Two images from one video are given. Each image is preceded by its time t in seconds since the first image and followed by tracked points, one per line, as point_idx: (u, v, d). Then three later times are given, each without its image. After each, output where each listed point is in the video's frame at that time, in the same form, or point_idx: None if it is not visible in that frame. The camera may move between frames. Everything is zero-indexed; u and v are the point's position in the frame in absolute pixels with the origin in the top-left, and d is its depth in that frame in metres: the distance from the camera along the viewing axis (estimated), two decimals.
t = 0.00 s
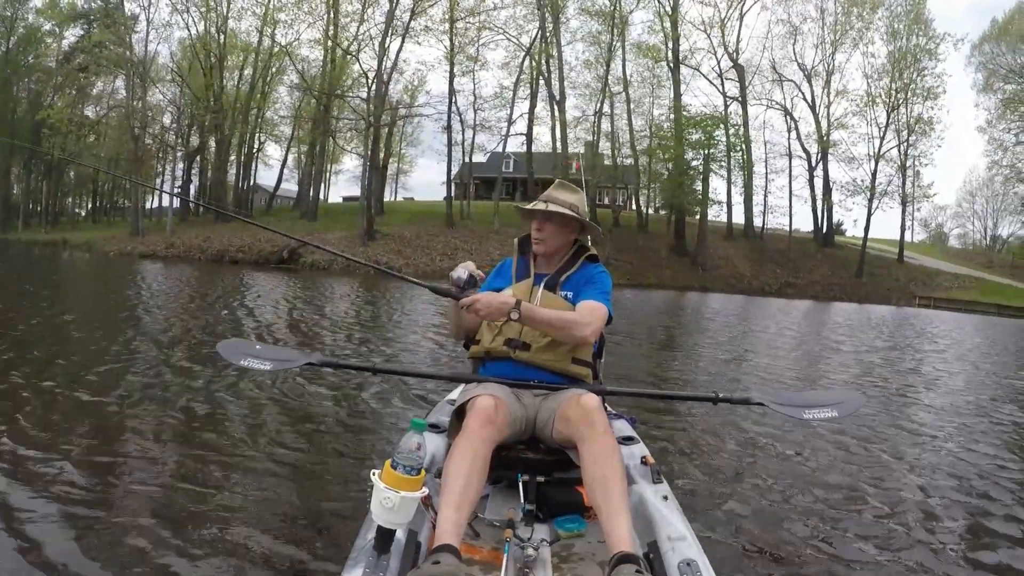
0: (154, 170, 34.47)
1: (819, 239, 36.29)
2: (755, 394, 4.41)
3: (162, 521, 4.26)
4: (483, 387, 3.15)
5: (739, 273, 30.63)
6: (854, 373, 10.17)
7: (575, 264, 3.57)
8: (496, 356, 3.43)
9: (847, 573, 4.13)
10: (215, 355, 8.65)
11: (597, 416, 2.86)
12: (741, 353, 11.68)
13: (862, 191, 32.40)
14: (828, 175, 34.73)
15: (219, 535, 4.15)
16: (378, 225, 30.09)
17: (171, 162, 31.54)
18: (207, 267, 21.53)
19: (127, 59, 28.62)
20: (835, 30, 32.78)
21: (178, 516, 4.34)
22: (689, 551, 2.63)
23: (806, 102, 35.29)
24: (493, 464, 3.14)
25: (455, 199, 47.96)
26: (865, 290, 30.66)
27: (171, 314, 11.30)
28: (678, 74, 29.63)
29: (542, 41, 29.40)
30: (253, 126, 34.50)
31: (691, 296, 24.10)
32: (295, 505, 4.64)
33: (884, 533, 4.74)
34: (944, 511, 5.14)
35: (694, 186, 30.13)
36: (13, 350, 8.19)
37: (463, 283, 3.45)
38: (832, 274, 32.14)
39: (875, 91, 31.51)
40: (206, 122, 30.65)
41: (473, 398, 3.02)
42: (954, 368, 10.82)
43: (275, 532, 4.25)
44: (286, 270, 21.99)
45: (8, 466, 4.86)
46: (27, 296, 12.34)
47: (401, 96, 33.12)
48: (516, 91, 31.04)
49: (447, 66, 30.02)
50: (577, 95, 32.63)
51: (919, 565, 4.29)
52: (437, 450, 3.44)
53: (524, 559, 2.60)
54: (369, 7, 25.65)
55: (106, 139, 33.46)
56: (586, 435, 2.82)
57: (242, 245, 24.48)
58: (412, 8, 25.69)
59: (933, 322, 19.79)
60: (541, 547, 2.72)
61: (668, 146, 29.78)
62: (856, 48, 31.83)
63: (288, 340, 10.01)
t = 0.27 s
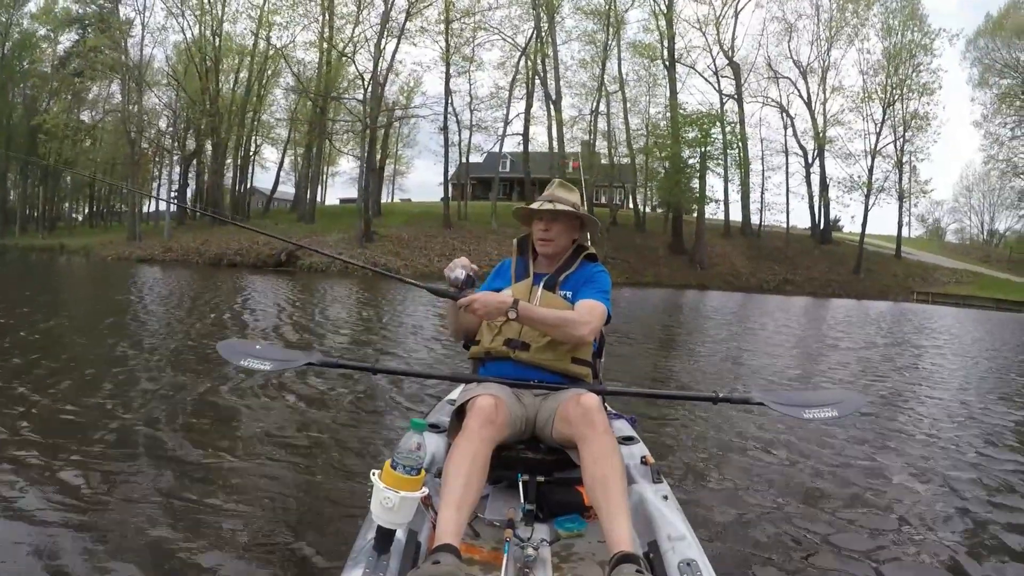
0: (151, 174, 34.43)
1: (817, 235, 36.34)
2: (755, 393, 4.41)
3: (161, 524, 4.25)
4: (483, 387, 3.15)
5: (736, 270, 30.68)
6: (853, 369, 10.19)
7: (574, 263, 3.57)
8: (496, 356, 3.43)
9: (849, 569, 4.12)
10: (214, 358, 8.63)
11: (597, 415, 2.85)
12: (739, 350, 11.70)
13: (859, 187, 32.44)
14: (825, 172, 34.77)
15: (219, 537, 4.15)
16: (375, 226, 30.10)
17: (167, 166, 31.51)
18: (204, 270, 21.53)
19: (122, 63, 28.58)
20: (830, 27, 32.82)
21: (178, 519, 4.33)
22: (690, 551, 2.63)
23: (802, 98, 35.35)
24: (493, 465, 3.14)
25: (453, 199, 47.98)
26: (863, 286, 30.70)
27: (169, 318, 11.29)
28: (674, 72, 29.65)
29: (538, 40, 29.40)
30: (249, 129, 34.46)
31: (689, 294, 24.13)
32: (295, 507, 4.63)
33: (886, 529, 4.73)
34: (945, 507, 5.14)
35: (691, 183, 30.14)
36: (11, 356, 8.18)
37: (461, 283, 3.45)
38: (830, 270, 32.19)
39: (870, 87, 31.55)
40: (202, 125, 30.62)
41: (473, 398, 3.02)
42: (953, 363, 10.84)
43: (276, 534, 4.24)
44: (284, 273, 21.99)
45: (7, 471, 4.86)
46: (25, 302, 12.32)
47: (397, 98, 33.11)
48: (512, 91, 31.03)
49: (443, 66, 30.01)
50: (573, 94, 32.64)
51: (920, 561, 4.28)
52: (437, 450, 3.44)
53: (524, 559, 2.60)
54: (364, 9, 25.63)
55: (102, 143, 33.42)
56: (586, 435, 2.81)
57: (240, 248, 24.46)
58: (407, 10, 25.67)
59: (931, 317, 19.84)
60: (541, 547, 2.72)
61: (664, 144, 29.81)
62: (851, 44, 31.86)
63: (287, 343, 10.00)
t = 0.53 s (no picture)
0: (148, 176, 34.43)
1: (814, 233, 36.38)
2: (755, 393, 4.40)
3: (161, 526, 4.25)
4: (482, 388, 3.15)
5: (734, 269, 30.72)
6: (850, 367, 10.21)
7: (573, 263, 3.57)
8: (495, 357, 3.43)
9: (850, 568, 4.12)
10: (212, 360, 8.61)
11: (598, 415, 2.85)
12: (737, 349, 11.73)
13: (856, 185, 32.48)
14: (822, 170, 34.81)
15: (219, 538, 4.14)
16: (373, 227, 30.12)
17: (165, 169, 31.48)
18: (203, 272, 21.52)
19: (119, 66, 28.57)
20: (826, 25, 32.86)
21: (176, 521, 4.32)
22: (690, 551, 2.62)
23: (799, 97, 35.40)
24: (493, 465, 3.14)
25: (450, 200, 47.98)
26: (861, 285, 30.72)
27: (167, 321, 11.26)
28: (671, 72, 29.67)
29: (535, 41, 29.41)
30: (246, 131, 34.40)
31: (688, 293, 24.16)
32: (294, 508, 4.62)
33: (886, 527, 4.73)
34: (945, 505, 5.14)
35: (689, 183, 30.14)
36: (9, 359, 8.18)
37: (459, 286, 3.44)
38: (828, 268, 32.23)
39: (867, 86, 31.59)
40: (199, 127, 30.59)
41: (474, 398, 3.02)
42: (950, 361, 10.87)
43: (276, 535, 4.23)
44: (282, 275, 21.99)
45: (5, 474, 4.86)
46: (23, 305, 12.31)
47: (394, 99, 33.11)
48: (509, 92, 31.04)
49: (440, 67, 30.00)
50: (570, 95, 32.66)
51: (920, 559, 4.28)
52: (437, 451, 3.44)
53: (525, 560, 2.59)
54: (360, 10, 25.61)
55: (98, 146, 33.40)
56: (586, 435, 2.81)
57: (238, 250, 24.45)
58: (404, 11, 25.66)
59: (928, 315, 19.88)
60: (541, 547, 2.71)
61: (662, 144, 29.83)
62: (848, 43, 31.92)
63: (286, 345, 9.98)
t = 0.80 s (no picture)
0: (146, 178, 34.40)
1: (812, 232, 36.42)
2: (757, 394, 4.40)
3: (161, 527, 4.24)
4: (484, 388, 3.14)
5: (732, 268, 30.75)
6: (849, 366, 10.23)
7: (574, 264, 3.56)
8: (497, 359, 3.43)
9: (851, 568, 4.11)
10: (211, 362, 8.60)
11: (598, 416, 2.84)
12: (735, 348, 11.75)
13: (854, 184, 32.52)
14: (820, 169, 34.85)
15: (220, 539, 4.14)
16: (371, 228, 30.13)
17: (163, 170, 31.45)
18: (201, 273, 21.51)
19: (116, 67, 28.54)
20: (824, 25, 32.89)
21: (176, 523, 4.31)
22: (691, 551, 2.61)
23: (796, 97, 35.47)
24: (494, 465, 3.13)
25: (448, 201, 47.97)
26: (859, 283, 30.76)
27: (165, 323, 11.24)
28: (668, 71, 29.67)
29: (532, 41, 29.41)
30: (244, 132, 34.37)
31: (686, 293, 24.19)
32: (295, 509, 4.62)
33: (887, 526, 4.73)
34: (945, 503, 5.14)
35: (687, 182, 30.15)
36: (8, 361, 8.18)
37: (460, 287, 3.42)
38: (826, 267, 32.27)
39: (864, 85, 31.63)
40: (197, 128, 30.55)
41: (475, 399, 3.01)
42: (948, 359, 10.90)
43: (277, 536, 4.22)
44: (281, 276, 21.99)
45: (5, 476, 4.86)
46: (21, 307, 12.30)
47: (392, 99, 33.09)
48: (507, 92, 31.04)
49: (437, 67, 29.99)
50: (568, 94, 32.67)
51: (921, 558, 4.27)
52: (439, 451, 3.43)
53: (526, 560, 2.58)
54: (358, 10, 25.59)
55: (96, 148, 33.36)
56: (587, 436, 2.80)
57: (236, 250, 24.43)
58: (402, 11, 25.64)
59: (926, 313, 19.92)
60: (542, 548, 2.70)
61: (660, 144, 29.84)
62: (845, 42, 31.96)
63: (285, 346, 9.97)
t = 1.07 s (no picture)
0: (144, 173, 34.35)
1: (810, 236, 36.49)
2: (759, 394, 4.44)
3: (159, 525, 4.23)
4: (488, 388, 3.10)
5: (730, 271, 30.80)
6: (847, 369, 10.25)
7: (579, 262, 3.55)
8: (503, 357, 3.42)
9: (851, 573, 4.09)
10: (209, 359, 8.58)
11: (602, 415, 2.79)
12: (733, 350, 11.78)
13: (852, 188, 32.58)
14: (818, 173, 34.91)
15: (218, 536, 4.12)
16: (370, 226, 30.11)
17: (161, 165, 31.40)
18: (198, 270, 21.48)
19: (116, 62, 28.49)
20: (824, 29, 32.95)
21: (176, 521, 4.30)
22: (694, 551, 2.56)
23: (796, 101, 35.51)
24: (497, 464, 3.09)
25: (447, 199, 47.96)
26: (856, 287, 30.82)
27: (163, 318, 11.21)
28: (668, 73, 29.70)
29: (533, 41, 29.42)
30: (243, 128, 34.30)
31: (684, 295, 24.21)
32: (293, 507, 4.60)
33: (887, 531, 4.72)
34: (945, 509, 5.13)
35: (685, 184, 30.17)
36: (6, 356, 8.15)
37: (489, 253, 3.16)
38: (824, 271, 32.33)
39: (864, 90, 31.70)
40: (196, 124, 30.51)
41: (478, 398, 2.97)
42: (945, 364, 10.93)
43: (274, 534, 4.20)
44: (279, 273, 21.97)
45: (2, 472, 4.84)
46: (18, 301, 12.26)
47: (392, 98, 33.08)
48: (507, 92, 31.04)
49: (438, 66, 29.98)
50: (568, 95, 32.69)
51: (920, 563, 4.27)
52: (442, 451, 3.40)
53: (528, 559, 2.54)
54: (359, 8, 25.57)
55: (95, 143, 33.30)
56: (590, 435, 2.75)
57: (235, 247, 24.40)
58: (403, 9, 25.63)
59: (923, 318, 19.97)
60: (545, 547, 2.66)
61: (659, 145, 29.87)
62: (845, 47, 32.02)
63: (282, 343, 9.93)
